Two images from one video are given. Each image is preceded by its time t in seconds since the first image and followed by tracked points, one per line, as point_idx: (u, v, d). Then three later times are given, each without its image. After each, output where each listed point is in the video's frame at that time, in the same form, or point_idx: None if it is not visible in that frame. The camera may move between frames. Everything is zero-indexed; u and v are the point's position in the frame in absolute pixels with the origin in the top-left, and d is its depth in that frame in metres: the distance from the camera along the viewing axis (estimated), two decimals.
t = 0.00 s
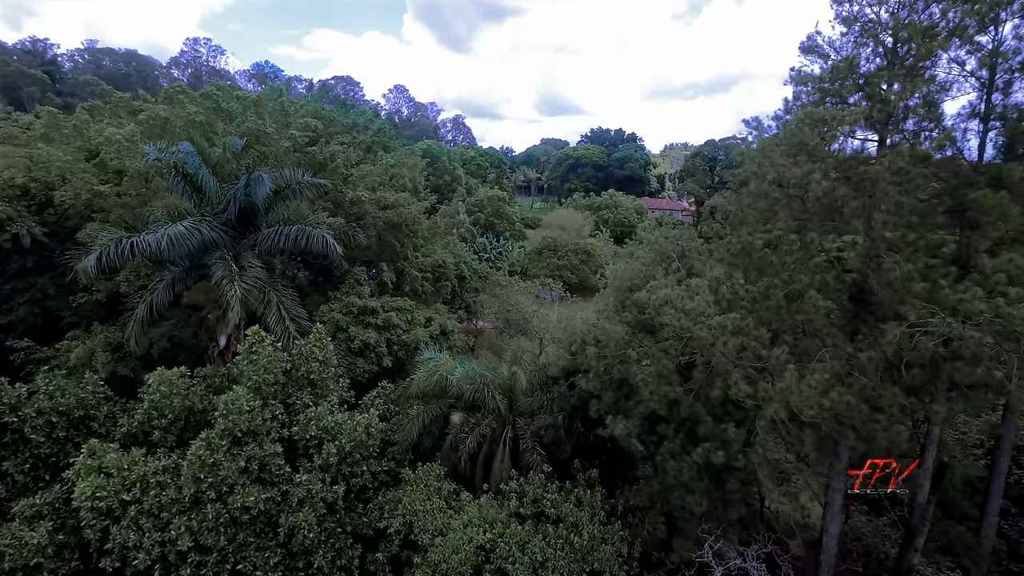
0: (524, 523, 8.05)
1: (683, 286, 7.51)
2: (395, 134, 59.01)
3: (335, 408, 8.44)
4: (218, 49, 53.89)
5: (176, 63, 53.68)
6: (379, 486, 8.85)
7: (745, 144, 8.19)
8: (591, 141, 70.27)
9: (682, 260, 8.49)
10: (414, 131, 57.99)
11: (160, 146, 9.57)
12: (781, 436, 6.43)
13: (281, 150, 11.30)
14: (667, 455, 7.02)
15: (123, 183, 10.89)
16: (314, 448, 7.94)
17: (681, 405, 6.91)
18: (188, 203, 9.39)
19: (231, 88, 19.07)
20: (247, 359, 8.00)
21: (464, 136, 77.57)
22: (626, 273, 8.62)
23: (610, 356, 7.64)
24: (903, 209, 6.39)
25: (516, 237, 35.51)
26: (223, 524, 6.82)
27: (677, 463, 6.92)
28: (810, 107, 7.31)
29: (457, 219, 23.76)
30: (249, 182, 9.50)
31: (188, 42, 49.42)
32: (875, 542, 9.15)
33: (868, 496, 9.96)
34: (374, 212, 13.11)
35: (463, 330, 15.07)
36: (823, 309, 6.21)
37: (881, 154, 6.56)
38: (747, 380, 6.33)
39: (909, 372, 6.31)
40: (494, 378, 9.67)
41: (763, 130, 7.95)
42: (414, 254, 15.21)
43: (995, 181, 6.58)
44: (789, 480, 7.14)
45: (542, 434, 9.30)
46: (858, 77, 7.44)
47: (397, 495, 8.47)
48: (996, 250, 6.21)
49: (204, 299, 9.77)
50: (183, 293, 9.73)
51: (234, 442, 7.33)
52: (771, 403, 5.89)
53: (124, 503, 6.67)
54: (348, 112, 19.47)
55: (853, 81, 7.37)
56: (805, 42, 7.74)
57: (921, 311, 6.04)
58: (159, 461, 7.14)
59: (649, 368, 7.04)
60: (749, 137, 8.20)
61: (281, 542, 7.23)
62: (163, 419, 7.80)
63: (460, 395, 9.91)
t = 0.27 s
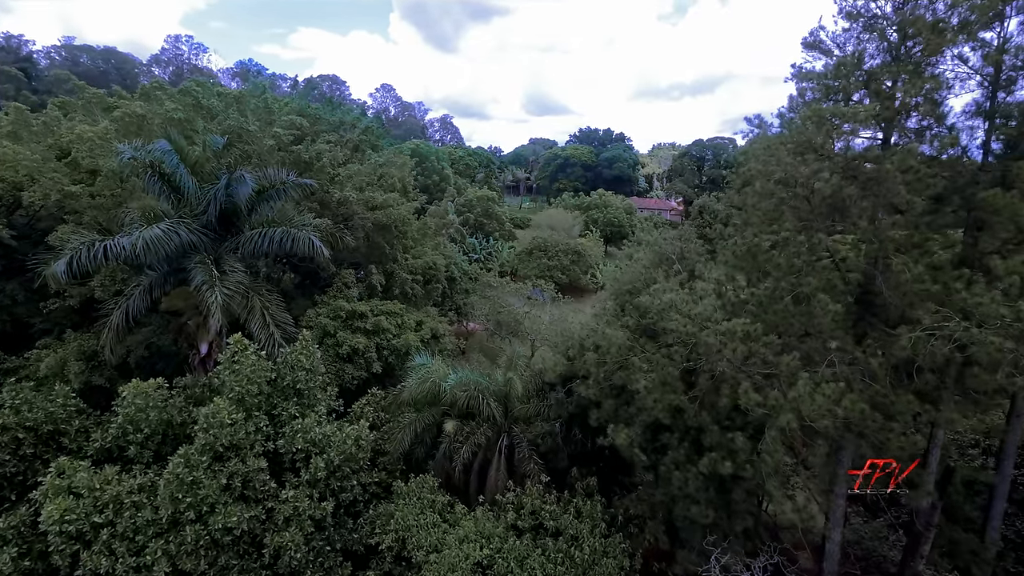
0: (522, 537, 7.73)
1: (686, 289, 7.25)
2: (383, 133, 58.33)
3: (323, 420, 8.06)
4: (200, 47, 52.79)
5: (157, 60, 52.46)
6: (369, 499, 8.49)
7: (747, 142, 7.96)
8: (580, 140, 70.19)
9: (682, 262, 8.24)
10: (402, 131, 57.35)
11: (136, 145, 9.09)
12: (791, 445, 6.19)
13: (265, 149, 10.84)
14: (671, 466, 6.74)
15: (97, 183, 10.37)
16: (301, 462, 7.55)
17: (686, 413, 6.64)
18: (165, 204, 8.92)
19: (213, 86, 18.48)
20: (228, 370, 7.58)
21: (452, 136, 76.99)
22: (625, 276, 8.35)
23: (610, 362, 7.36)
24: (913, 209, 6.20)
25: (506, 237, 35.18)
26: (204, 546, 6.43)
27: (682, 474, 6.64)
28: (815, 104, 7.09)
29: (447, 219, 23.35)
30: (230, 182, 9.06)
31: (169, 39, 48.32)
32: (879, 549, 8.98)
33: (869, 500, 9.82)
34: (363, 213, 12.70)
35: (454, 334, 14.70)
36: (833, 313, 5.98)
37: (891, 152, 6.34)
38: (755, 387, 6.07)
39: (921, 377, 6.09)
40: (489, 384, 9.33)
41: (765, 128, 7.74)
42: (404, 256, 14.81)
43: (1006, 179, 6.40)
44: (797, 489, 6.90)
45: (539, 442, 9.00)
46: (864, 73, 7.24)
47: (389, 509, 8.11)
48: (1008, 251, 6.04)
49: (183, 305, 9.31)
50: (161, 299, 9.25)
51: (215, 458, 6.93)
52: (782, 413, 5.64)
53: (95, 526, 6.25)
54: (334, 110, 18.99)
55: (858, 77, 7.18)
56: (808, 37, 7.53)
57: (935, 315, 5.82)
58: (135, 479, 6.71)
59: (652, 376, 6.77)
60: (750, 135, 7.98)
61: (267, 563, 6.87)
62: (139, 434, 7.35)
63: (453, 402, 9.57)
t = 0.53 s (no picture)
0: (521, 549, 7.47)
1: (689, 293, 7.02)
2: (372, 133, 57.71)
3: (314, 430, 7.74)
4: (186, 44, 51.84)
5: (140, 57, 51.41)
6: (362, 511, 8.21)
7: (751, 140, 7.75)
8: (571, 140, 70.07)
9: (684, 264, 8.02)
10: (392, 130, 56.79)
11: (114, 142, 8.67)
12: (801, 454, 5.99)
13: (251, 148, 10.47)
14: (676, 476, 6.51)
15: (74, 183, 9.93)
16: (291, 475, 7.24)
17: (692, 421, 6.40)
18: (146, 205, 8.52)
19: (197, 83, 17.97)
20: (213, 379, 7.23)
21: (443, 135, 76.47)
22: (626, 278, 8.11)
23: (612, 368, 7.11)
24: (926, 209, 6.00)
25: (498, 237, 34.89)
26: (188, 567, 6.11)
27: (688, 485, 6.42)
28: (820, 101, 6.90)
29: (439, 219, 23.00)
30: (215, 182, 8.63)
31: (153, 36, 47.36)
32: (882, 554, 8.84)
33: (870, 504, 9.70)
34: (353, 214, 12.34)
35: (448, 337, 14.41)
36: (845, 318, 5.77)
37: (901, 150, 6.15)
38: (764, 395, 5.86)
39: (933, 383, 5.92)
40: (485, 390, 9.06)
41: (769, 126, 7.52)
42: (395, 257, 14.47)
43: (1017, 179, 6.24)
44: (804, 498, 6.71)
45: (537, 450, 8.75)
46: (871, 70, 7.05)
47: (383, 522, 7.83)
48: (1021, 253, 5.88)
49: (166, 310, 8.92)
50: (141, 304, 8.85)
51: (199, 473, 6.60)
52: (794, 422, 5.42)
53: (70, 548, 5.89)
54: (324, 109, 18.60)
55: (864, 74, 7.01)
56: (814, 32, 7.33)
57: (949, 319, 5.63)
58: (113, 497, 6.36)
59: (656, 383, 6.53)
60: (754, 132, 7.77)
61: None
62: (118, 447, 6.98)
63: (448, 409, 9.28)
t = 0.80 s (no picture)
0: (523, 565, 7.16)
1: (697, 297, 6.75)
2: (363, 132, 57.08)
3: (304, 443, 7.38)
4: (171, 42, 50.91)
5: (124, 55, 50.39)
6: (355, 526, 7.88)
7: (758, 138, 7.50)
8: (563, 140, 69.89)
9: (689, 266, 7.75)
10: (383, 129, 56.20)
11: (91, 140, 8.22)
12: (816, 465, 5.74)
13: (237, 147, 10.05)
14: (686, 489, 6.23)
15: (49, 183, 9.46)
16: (280, 492, 6.87)
17: (702, 432, 6.13)
18: (125, 207, 8.09)
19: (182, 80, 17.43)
20: (196, 392, 6.83)
21: (434, 134, 75.88)
22: (629, 282, 7.83)
23: (617, 377, 6.82)
24: (943, 210, 5.77)
25: (491, 238, 34.55)
26: None
27: (699, 498, 6.14)
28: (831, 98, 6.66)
29: (431, 220, 22.59)
30: (198, 181, 8.20)
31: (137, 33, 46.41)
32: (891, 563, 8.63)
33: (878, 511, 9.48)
34: (344, 215, 11.95)
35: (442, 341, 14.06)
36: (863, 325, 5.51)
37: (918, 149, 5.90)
38: (780, 406, 5.59)
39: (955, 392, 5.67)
40: (483, 398, 8.74)
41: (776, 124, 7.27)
42: (388, 259, 14.08)
43: None
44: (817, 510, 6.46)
45: (537, 460, 8.45)
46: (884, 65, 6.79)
47: (377, 538, 7.49)
48: None
49: (148, 317, 8.51)
50: (121, 311, 8.42)
51: (181, 492, 6.22)
52: (813, 435, 5.15)
53: None
54: (313, 107, 18.15)
55: (875, 69, 6.78)
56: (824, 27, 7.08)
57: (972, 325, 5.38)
58: (89, 519, 5.96)
59: (665, 392, 6.24)
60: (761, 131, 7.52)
61: None
62: (95, 465, 6.57)
63: (445, 418, 8.95)
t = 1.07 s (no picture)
0: None
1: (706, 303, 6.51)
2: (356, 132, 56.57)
3: (297, 456, 7.06)
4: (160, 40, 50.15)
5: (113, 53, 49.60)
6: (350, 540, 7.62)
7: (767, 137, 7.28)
8: (558, 140, 69.67)
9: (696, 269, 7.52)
10: (377, 129, 55.70)
11: (73, 138, 7.86)
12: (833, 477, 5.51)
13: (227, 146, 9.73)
14: (697, 501, 5.97)
15: (29, 184, 9.08)
16: (271, 508, 6.56)
17: (714, 443, 5.88)
18: (109, 208, 7.74)
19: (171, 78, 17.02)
20: (183, 403, 6.50)
21: (428, 134, 75.40)
22: (634, 285, 7.58)
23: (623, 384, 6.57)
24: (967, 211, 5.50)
25: (486, 238, 34.26)
26: None
27: (712, 511, 5.87)
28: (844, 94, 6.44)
29: (426, 220, 22.28)
30: (184, 182, 7.81)
31: (126, 31, 45.71)
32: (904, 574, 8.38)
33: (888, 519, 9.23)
34: (338, 216, 11.63)
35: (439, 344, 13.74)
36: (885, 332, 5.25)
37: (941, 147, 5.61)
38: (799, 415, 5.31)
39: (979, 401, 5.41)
40: (483, 406, 8.46)
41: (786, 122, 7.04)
42: (383, 261, 13.76)
43: None
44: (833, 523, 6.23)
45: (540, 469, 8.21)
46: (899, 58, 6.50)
47: (374, 554, 7.19)
48: None
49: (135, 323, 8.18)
50: (106, 316, 8.08)
51: (165, 511, 5.89)
52: (834, 448, 4.88)
53: None
54: (306, 105, 17.80)
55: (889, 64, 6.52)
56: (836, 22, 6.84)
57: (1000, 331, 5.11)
58: (68, 540, 5.63)
59: (674, 401, 5.98)
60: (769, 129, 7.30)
61: None
62: (75, 481, 6.21)
63: (443, 426, 8.67)
